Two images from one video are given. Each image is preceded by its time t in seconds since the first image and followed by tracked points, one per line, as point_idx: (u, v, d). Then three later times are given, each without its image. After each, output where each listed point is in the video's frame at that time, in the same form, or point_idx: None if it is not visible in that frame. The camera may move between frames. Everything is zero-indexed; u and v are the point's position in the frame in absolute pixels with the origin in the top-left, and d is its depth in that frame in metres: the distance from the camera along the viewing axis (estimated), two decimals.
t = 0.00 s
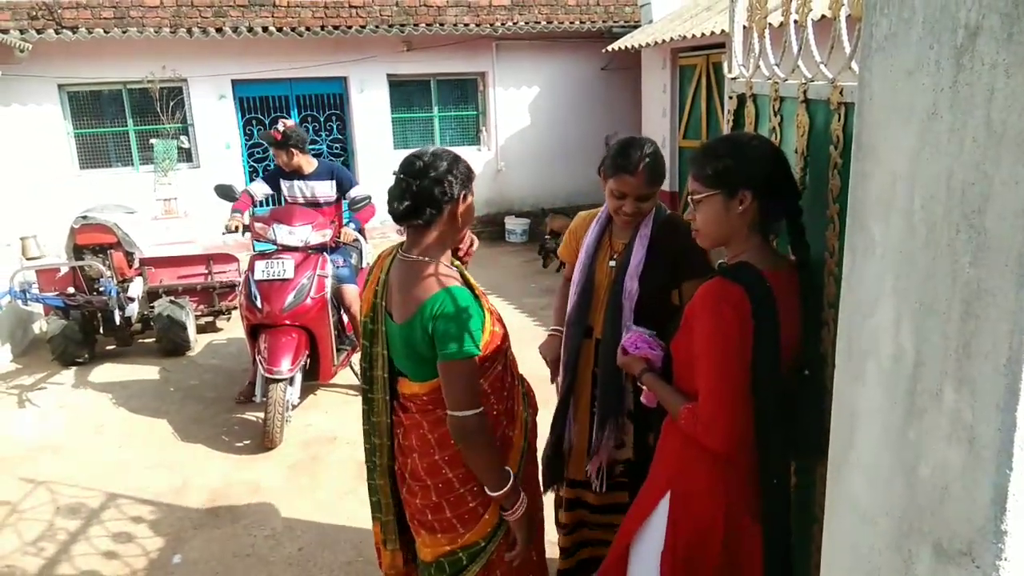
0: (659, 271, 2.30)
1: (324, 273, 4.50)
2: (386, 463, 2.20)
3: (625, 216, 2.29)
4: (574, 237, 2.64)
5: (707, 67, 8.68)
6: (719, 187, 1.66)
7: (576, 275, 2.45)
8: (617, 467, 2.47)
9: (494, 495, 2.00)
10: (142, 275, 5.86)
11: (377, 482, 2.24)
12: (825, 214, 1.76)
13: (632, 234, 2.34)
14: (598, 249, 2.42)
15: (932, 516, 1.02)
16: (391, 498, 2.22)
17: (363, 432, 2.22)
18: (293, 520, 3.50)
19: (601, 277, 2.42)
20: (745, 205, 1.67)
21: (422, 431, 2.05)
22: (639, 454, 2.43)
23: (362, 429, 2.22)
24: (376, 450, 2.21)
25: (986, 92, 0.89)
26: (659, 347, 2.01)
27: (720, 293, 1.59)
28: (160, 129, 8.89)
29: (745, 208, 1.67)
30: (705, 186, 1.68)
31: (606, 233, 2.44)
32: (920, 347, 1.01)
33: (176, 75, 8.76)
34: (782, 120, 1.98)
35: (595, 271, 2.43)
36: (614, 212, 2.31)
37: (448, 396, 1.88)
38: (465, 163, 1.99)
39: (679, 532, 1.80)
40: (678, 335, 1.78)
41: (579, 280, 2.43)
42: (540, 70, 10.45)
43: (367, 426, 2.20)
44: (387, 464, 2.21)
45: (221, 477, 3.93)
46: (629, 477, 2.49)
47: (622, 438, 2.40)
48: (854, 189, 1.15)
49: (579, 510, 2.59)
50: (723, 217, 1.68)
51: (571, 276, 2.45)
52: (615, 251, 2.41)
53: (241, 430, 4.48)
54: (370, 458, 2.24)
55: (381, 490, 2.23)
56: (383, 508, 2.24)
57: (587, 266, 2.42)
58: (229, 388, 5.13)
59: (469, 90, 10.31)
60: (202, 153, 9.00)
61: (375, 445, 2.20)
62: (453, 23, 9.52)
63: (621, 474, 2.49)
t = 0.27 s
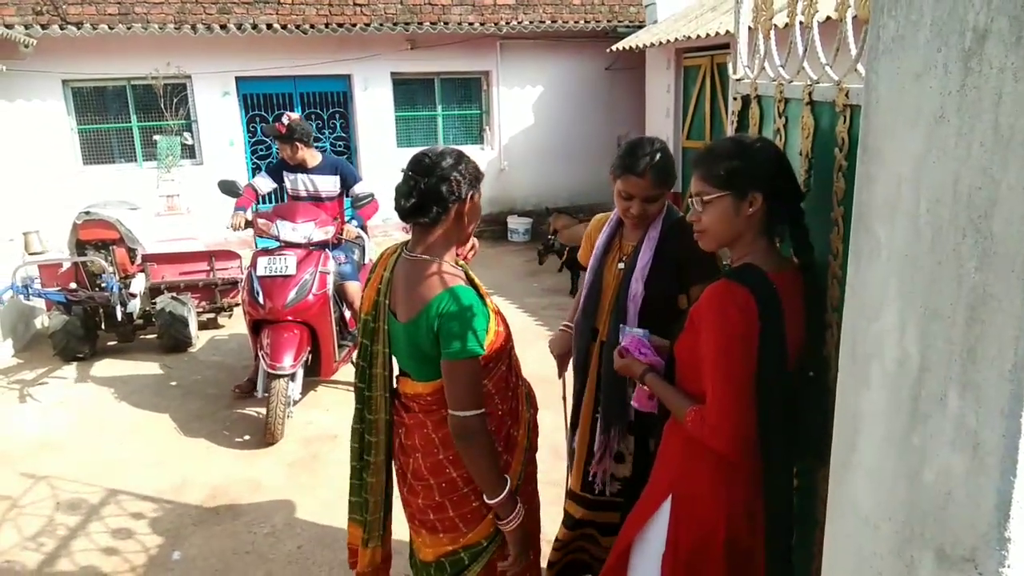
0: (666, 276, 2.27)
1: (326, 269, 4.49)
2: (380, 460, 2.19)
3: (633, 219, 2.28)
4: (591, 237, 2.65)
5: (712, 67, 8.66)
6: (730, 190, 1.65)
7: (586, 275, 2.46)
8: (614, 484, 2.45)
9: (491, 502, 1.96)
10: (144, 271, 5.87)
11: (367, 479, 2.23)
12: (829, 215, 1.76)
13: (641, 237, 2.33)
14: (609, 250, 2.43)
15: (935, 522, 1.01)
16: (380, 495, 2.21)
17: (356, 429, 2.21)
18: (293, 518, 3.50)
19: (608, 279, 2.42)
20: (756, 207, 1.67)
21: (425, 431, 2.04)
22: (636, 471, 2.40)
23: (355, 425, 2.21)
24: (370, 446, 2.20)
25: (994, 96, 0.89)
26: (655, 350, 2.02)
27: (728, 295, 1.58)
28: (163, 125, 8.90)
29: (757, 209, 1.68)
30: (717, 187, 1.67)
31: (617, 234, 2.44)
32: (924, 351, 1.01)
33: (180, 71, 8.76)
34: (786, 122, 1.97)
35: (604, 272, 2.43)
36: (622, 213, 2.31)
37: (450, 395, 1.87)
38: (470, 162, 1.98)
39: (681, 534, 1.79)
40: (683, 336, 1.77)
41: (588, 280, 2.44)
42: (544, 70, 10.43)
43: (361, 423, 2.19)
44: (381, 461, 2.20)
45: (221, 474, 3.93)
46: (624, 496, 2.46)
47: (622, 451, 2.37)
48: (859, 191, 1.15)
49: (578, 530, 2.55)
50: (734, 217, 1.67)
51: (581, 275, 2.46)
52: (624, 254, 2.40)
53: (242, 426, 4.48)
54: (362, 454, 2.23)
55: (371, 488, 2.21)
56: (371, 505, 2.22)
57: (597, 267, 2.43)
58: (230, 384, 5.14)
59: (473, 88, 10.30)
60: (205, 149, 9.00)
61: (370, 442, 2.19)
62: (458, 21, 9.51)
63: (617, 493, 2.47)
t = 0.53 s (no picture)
0: (671, 277, 2.25)
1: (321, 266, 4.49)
2: (385, 457, 2.19)
3: (637, 221, 2.28)
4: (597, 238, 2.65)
5: (714, 67, 8.64)
6: (753, 193, 1.65)
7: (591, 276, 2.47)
8: (622, 486, 2.41)
9: (503, 492, 1.97)
10: (145, 268, 5.86)
11: (375, 477, 2.23)
12: (832, 216, 1.75)
13: (646, 239, 2.31)
14: (615, 252, 2.43)
15: (938, 526, 1.01)
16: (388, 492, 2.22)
17: (361, 427, 2.20)
18: (293, 516, 3.50)
19: (612, 281, 2.42)
20: (774, 210, 1.69)
21: (426, 431, 2.03)
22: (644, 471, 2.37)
23: (361, 423, 2.20)
24: (375, 444, 2.20)
25: (1000, 97, 0.88)
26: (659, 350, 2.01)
27: (735, 294, 1.57)
28: (165, 122, 8.89)
29: (774, 213, 1.69)
30: (745, 190, 1.65)
31: (623, 236, 2.45)
32: (928, 354, 1.00)
33: (181, 68, 8.75)
34: (790, 122, 1.96)
35: (608, 273, 2.44)
36: (626, 215, 2.31)
37: (454, 392, 1.87)
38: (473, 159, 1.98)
39: (683, 535, 1.78)
40: (688, 336, 1.76)
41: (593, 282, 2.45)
42: (546, 69, 10.41)
43: (366, 421, 2.19)
44: (386, 458, 2.19)
45: (220, 471, 3.92)
46: (631, 498, 2.42)
47: (628, 452, 2.35)
48: (865, 194, 1.14)
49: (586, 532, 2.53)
50: (757, 219, 1.67)
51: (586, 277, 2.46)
52: (629, 256, 2.40)
53: (241, 424, 4.48)
54: (368, 452, 2.23)
55: (379, 485, 2.22)
56: (380, 502, 2.22)
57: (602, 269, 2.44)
58: (230, 382, 5.13)
59: (475, 87, 10.29)
60: (207, 146, 9.00)
61: (375, 440, 2.19)
62: (460, 20, 9.49)
63: (625, 495, 2.42)
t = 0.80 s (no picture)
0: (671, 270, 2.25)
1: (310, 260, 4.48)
2: (389, 451, 2.21)
3: (638, 213, 2.28)
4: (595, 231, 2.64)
5: (710, 60, 8.62)
6: (753, 186, 1.65)
7: (590, 270, 2.46)
8: (624, 479, 2.42)
9: (497, 489, 1.98)
10: (140, 264, 5.84)
11: (384, 470, 2.25)
12: (828, 209, 1.75)
13: (647, 233, 2.31)
14: (614, 246, 2.42)
15: (936, 518, 1.01)
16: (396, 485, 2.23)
17: (367, 422, 2.22)
18: (291, 511, 3.49)
19: (613, 274, 2.41)
20: (773, 203, 1.69)
21: (422, 427, 2.03)
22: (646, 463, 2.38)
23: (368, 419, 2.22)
24: (381, 439, 2.21)
25: (997, 88, 0.87)
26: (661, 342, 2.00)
27: (736, 288, 1.57)
28: (159, 118, 8.85)
29: (773, 205, 1.69)
30: (745, 185, 1.65)
31: (623, 229, 2.43)
32: (925, 347, 1.00)
33: (175, 63, 8.70)
34: (786, 114, 1.96)
35: (608, 266, 2.42)
36: (627, 208, 2.30)
37: (446, 386, 1.86)
38: (469, 152, 1.98)
39: (685, 528, 1.79)
40: (688, 330, 1.76)
41: (592, 275, 2.44)
42: (541, 62, 10.38)
43: (371, 416, 2.20)
44: (390, 453, 2.21)
45: (217, 468, 3.92)
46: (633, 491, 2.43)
47: (630, 445, 2.36)
48: (862, 187, 1.14)
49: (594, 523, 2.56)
50: (756, 213, 1.67)
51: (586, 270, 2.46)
52: (629, 249, 2.39)
53: (237, 420, 4.47)
54: (375, 447, 2.24)
55: (389, 478, 2.24)
56: (392, 495, 2.25)
57: (602, 262, 2.43)
58: (226, 378, 5.12)
59: (470, 81, 10.26)
60: (201, 142, 8.96)
61: (380, 435, 2.20)
62: (455, 13, 9.45)
63: (627, 488, 2.44)
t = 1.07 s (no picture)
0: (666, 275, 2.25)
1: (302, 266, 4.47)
2: (385, 457, 2.20)
3: (636, 217, 2.28)
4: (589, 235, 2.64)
5: (702, 64, 8.65)
6: (746, 192, 1.66)
7: (586, 275, 2.46)
8: (616, 485, 2.41)
9: (481, 502, 1.96)
10: (133, 272, 5.82)
11: (380, 477, 2.25)
12: (822, 213, 1.76)
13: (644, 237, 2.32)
14: (611, 250, 2.42)
15: (930, 522, 1.01)
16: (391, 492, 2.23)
17: (363, 428, 2.21)
18: (286, 519, 3.48)
19: (610, 278, 2.41)
20: (768, 208, 1.69)
21: (415, 434, 2.03)
22: (640, 469, 2.37)
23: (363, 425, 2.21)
24: (377, 445, 2.21)
25: (988, 94, 0.88)
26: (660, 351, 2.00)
27: (732, 293, 1.57)
28: (152, 124, 8.83)
29: (768, 211, 1.69)
30: (739, 190, 1.66)
31: (619, 233, 2.43)
32: (919, 351, 1.01)
33: (168, 70, 8.69)
34: (779, 119, 1.96)
35: (604, 271, 2.42)
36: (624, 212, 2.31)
37: (434, 393, 1.85)
38: (466, 160, 1.98)
39: (683, 533, 1.79)
40: (684, 335, 1.76)
41: (589, 279, 2.44)
42: (534, 67, 10.40)
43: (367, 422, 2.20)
44: (386, 459, 2.20)
45: (211, 475, 3.90)
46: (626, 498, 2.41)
47: (624, 451, 2.36)
48: (855, 192, 1.15)
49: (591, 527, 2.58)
50: (751, 219, 1.67)
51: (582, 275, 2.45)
52: (626, 254, 2.40)
53: (232, 427, 4.46)
54: (371, 453, 2.23)
55: (384, 485, 2.24)
56: (387, 501, 2.25)
57: (599, 266, 2.42)
58: (220, 385, 5.10)
59: (464, 86, 10.27)
60: (195, 148, 8.95)
61: (375, 441, 2.20)
62: (448, 19, 9.47)
63: (620, 494, 2.42)
